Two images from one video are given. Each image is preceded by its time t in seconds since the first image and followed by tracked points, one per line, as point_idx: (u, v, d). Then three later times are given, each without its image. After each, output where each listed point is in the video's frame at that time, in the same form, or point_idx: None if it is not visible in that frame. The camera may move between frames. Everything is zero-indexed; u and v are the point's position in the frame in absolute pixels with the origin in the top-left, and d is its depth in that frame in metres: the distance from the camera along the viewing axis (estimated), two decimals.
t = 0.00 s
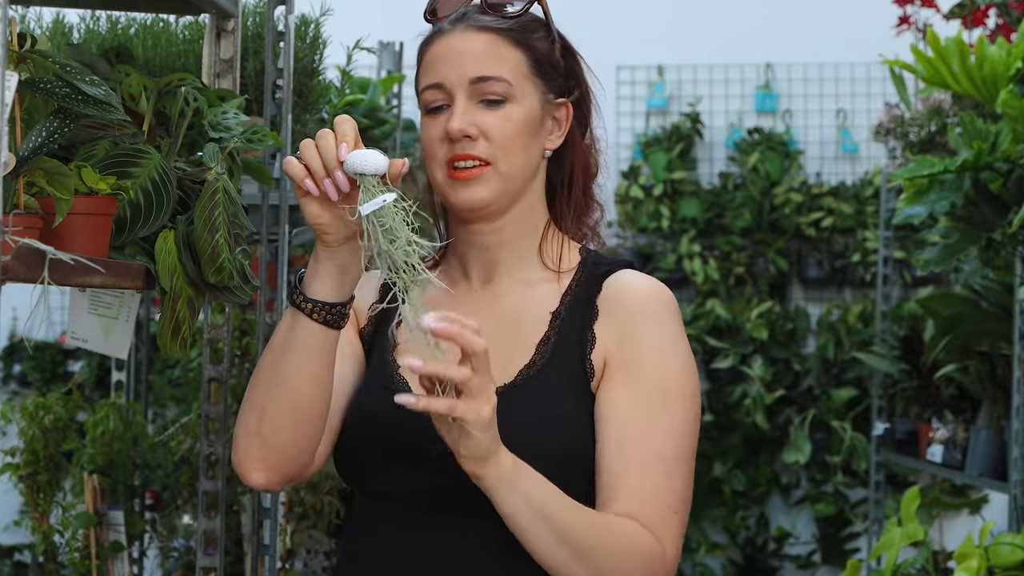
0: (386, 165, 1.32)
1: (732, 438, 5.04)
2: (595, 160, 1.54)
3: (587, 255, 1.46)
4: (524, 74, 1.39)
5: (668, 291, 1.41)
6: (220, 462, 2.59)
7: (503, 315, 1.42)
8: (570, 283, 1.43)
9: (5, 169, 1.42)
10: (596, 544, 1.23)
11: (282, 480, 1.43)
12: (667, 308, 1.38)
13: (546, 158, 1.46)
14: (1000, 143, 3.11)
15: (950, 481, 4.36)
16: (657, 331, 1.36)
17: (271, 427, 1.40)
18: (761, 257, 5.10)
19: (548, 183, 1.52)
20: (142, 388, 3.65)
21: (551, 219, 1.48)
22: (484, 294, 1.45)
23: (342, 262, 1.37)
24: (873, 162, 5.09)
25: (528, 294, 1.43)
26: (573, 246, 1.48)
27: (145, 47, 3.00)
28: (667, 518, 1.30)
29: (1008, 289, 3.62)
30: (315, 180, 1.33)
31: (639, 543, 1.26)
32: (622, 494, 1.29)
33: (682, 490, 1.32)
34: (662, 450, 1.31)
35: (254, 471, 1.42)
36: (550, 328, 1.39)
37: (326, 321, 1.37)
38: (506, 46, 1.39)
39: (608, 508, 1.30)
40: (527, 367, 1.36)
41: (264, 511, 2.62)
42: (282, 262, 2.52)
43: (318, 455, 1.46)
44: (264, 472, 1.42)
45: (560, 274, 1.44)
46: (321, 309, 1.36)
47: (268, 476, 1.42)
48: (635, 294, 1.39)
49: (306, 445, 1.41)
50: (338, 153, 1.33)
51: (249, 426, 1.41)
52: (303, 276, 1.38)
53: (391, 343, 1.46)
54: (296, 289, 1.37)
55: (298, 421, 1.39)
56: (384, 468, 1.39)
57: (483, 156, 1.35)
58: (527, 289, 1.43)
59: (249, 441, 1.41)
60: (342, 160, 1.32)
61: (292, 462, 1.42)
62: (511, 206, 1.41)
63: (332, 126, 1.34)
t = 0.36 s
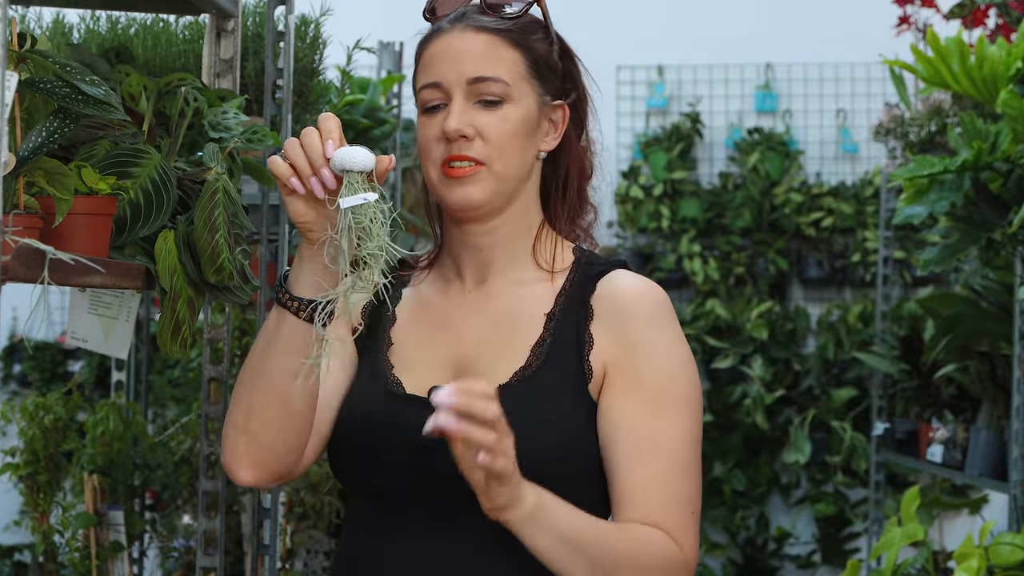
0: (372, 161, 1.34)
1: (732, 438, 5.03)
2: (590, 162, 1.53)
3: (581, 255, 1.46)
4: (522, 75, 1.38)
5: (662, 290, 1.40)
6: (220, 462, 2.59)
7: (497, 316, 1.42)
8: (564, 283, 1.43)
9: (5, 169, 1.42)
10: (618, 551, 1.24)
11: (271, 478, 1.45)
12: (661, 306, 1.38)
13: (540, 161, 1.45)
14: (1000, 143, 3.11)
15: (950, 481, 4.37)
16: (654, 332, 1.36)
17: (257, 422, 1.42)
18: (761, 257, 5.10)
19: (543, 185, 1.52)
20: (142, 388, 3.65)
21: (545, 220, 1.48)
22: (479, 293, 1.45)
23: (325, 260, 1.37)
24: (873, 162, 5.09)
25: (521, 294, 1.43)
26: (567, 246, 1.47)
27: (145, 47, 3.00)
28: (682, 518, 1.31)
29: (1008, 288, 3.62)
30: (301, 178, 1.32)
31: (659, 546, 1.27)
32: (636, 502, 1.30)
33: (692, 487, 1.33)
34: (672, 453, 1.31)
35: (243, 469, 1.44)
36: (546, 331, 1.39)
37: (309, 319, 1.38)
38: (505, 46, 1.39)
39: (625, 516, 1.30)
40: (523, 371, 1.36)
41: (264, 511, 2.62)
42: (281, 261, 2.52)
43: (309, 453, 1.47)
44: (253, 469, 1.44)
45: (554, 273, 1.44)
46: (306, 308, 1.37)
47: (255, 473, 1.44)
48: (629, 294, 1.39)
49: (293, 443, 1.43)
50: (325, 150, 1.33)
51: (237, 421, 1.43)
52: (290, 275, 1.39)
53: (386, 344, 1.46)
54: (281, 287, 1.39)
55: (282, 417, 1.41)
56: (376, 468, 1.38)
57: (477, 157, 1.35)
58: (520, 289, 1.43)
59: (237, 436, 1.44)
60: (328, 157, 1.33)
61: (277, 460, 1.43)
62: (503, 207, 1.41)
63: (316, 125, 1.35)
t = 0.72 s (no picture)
0: (376, 173, 1.31)
1: (732, 438, 5.03)
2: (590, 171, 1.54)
3: (579, 256, 1.46)
4: (536, 85, 1.39)
5: (656, 288, 1.41)
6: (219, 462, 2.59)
7: (496, 317, 1.42)
8: (557, 282, 1.43)
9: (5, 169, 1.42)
10: (572, 505, 1.22)
11: (271, 483, 1.46)
12: (651, 299, 1.39)
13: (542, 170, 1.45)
14: (1000, 143, 3.11)
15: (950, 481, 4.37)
16: (640, 320, 1.36)
17: (258, 430, 1.42)
18: (761, 257, 5.10)
19: (543, 192, 1.52)
20: (142, 388, 3.66)
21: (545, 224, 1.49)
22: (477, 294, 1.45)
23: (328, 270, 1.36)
24: (873, 162, 5.10)
25: (520, 295, 1.43)
26: (564, 248, 1.48)
27: (145, 47, 3.00)
28: (645, 497, 1.30)
29: (1008, 289, 3.62)
30: (303, 190, 1.31)
31: (618, 513, 1.25)
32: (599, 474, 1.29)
33: (659, 469, 1.31)
34: (643, 432, 1.30)
35: (243, 476, 1.44)
36: (536, 323, 1.40)
37: (313, 327, 1.37)
38: (525, 55, 1.39)
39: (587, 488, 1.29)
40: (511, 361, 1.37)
41: (264, 511, 2.62)
42: (281, 262, 2.52)
43: (308, 457, 1.48)
44: (253, 476, 1.44)
45: (547, 274, 1.44)
46: (308, 317, 1.36)
47: (257, 478, 1.44)
48: (621, 287, 1.40)
49: (293, 449, 1.43)
50: (327, 162, 1.32)
51: (237, 429, 1.43)
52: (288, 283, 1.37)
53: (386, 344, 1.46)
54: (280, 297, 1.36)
55: (284, 424, 1.41)
56: (377, 468, 1.39)
57: (480, 162, 1.34)
58: (519, 290, 1.43)
59: (238, 444, 1.44)
60: (331, 169, 1.31)
61: (280, 465, 1.44)
62: (507, 211, 1.40)
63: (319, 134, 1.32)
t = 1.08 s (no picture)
0: (364, 174, 1.33)
1: (732, 439, 5.03)
2: (592, 170, 1.54)
3: (580, 256, 1.46)
4: (532, 80, 1.39)
5: (658, 289, 1.41)
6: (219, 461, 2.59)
7: (497, 316, 1.42)
8: (558, 284, 1.43)
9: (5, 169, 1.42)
10: (581, 527, 1.23)
11: (270, 489, 1.47)
12: (654, 303, 1.38)
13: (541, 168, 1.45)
14: (1000, 143, 3.11)
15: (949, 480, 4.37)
16: (644, 326, 1.36)
17: (255, 435, 1.44)
18: (761, 257, 5.10)
19: (543, 190, 1.52)
20: (142, 388, 3.66)
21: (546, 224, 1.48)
22: (478, 294, 1.45)
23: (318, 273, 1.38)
24: (873, 162, 5.09)
25: (520, 295, 1.43)
26: (566, 247, 1.48)
27: (145, 47, 3.00)
28: (651, 510, 1.30)
29: (1008, 289, 3.62)
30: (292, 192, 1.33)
31: (626, 531, 1.26)
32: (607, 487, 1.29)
33: (665, 479, 1.32)
34: (649, 443, 1.31)
35: (242, 480, 1.46)
36: (538, 326, 1.39)
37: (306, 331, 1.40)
38: (520, 51, 1.39)
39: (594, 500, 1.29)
40: (513, 366, 1.37)
41: (263, 511, 2.62)
42: (281, 263, 2.52)
43: (306, 463, 1.49)
44: (252, 481, 1.46)
45: (548, 274, 1.44)
46: (301, 320, 1.39)
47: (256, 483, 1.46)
48: (624, 290, 1.39)
49: (289, 453, 1.45)
50: (315, 163, 1.34)
51: (235, 434, 1.45)
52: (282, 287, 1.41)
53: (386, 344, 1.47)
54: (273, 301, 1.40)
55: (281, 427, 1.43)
56: (377, 468, 1.39)
57: (477, 158, 1.34)
58: (519, 290, 1.44)
59: (236, 449, 1.45)
60: (320, 171, 1.33)
61: (278, 470, 1.45)
62: (504, 208, 1.41)
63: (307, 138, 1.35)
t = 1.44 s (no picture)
0: (379, 180, 1.31)
1: (732, 438, 5.03)
2: (592, 168, 1.54)
3: (583, 256, 1.46)
4: (530, 74, 1.39)
5: (661, 287, 1.41)
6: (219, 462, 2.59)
7: (499, 315, 1.42)
8: (560, 285, 1.43)
9: (6, 169, 1.42)
10: (578, 506, 1.22)
11: (277, 494, 1.46)
12: (656, 300, 1.39)
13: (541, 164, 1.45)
14: (1000, 143, 3.11)
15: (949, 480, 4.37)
16: (645, 321, 1.36)
17: (263, 442, 1.42)
18: (761, 258, 5.09)
19: (543, 188, 1.52)
20: (142, 388, 3.66)
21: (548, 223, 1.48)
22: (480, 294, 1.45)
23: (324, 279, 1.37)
24: (873, 162, 5.09)
25: (522, 294, 1.43)
26: (568, 247, 1.47)
27: (145, 47, 3.00)
28: (649, 501, 1.29)
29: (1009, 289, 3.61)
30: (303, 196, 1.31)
31: (623, 515, 1.25)
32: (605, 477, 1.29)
33: (663, 472, 1.31)
34: (647, 434, 1.30)
35: (249, 488, 1.44)
36: (540, 323, 1.40)
37: (313, 337, 1.38)
38: (517, 45, 1.39)
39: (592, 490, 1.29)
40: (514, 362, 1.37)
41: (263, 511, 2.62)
42: (281, 263, 2.52)
43: (312, 467, 1.48)
44: (259, 487, 1.44)
45: (550, 275, 1.45)
46: (308, 326, 1.37)
47: (264, 490, 1.44)
48: (627, 287, 1.40)
49: (296, 459, 1.43)
50: (330, 168, 1.31)
51: (243, 442, 1.43)
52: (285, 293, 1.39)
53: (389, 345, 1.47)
54: (277, 308, 1.38)
55: (290, 434, 1.42)
56: (377, 468, 1.39)
57: (479, 153, 1.34)
58: (522, 290, 1.44)
59: (243, 456, 1.44)
60: (334, 175, 1.31)
61: (286, 476, 1.44)
62: (506, 206, 1.40)
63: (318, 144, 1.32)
